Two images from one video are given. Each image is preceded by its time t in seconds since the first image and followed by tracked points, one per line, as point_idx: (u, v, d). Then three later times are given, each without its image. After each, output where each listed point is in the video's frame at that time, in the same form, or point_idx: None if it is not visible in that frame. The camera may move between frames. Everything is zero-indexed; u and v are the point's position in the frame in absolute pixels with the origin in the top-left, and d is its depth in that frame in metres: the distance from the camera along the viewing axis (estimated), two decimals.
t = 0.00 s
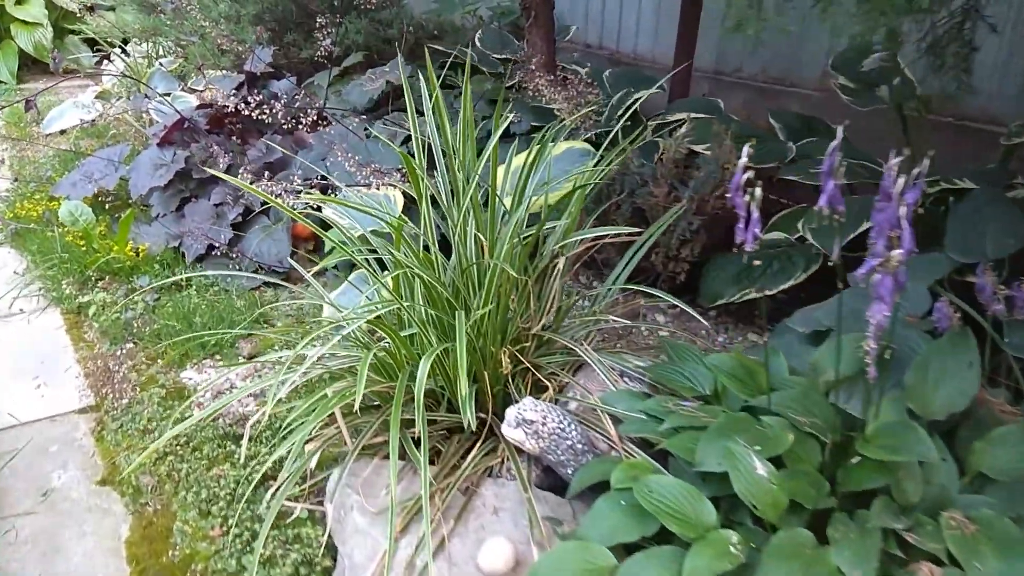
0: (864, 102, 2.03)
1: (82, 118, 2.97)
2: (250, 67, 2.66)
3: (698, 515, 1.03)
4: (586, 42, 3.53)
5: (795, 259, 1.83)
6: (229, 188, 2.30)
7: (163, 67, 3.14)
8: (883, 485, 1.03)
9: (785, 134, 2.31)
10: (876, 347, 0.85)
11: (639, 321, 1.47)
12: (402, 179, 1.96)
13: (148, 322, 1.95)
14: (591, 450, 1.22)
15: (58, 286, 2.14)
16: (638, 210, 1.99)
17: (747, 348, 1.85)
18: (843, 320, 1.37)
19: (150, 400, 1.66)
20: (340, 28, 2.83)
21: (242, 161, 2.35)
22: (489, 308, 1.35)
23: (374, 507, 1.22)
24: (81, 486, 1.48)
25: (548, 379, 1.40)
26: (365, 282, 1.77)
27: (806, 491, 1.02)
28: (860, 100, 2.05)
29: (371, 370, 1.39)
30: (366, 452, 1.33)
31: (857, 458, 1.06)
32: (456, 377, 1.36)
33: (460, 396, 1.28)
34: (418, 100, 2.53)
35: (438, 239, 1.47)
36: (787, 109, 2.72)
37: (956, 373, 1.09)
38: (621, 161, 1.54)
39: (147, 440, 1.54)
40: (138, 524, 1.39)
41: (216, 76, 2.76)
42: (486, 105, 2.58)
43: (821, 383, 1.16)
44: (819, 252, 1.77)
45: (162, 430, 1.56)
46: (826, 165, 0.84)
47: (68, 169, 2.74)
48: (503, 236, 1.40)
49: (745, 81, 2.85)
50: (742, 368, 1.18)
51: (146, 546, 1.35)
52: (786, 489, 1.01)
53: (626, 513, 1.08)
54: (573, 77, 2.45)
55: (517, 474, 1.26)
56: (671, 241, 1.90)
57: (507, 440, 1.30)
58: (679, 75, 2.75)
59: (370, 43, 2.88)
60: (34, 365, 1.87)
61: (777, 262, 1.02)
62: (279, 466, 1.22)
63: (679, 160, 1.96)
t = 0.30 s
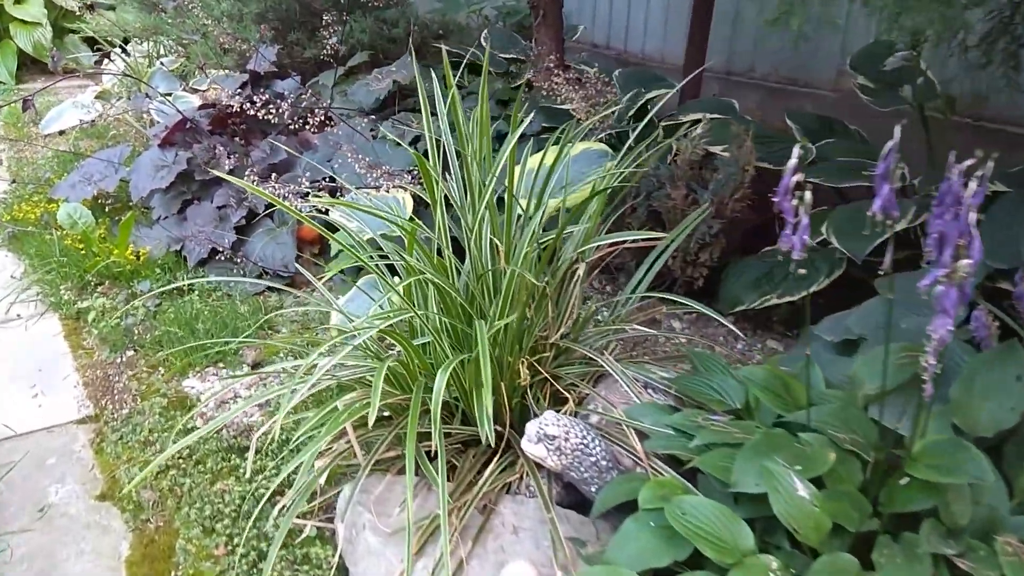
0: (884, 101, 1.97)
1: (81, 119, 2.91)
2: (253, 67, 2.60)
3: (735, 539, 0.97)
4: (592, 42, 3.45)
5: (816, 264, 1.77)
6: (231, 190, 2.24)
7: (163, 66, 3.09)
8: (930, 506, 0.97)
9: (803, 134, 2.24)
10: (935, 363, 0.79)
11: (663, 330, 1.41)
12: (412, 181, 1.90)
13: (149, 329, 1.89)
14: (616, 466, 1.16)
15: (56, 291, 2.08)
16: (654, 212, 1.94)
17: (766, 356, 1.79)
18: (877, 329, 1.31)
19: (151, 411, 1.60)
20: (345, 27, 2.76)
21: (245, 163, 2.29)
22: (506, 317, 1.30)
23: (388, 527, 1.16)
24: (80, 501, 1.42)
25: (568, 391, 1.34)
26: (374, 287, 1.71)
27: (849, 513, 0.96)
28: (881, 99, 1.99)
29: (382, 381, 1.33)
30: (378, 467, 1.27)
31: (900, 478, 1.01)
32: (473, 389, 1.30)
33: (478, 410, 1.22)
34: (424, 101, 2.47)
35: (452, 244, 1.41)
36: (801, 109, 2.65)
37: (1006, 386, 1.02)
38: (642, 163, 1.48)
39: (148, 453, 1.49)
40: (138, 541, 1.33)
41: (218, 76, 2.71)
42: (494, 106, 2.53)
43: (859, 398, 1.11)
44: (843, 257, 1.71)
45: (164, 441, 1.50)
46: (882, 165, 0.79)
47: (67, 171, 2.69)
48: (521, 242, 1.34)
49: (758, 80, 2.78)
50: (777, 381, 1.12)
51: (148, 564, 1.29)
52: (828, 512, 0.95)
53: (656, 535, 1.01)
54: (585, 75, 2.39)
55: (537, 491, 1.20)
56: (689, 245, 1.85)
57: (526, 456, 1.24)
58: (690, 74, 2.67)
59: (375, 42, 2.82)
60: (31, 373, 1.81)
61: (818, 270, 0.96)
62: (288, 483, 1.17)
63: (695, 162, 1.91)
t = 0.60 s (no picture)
0: (902, 108, 1.93)
1: (84, 125, 2.88)
2: (259, 73, 2.57)
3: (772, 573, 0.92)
4: (599, 47, 3.33)
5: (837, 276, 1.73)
6: (238, 199, 2.20)
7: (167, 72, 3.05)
8: (975, 538, 0.93)
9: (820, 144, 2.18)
10: (990, 396, 0.75)
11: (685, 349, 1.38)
12: (422, 192, 1.86)
13: (154, 343, 1.85)
14: (641, 492, 1.12)
15: (59, 303, 2.04)
16: (670, 222, 1.91)
17: (785, 369, 1.75)
18: (907, 347, 1.28)
19: (157, 428, 1.57)
20: (351, 32, 2.72)
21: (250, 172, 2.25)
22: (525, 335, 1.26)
23: (404, 554, 1.12)
24: (85, 523, 1.39)
25: (587, 411, 1.30)
26: (385, 301, 1.67)
27: (889, 545, 0.92)
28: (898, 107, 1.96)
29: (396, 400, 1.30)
30: (393, 490, 1.24)
31: (940, 508, 0.97)
32: (490, 410, 1.26)
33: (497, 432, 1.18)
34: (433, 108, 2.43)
35: (468, 260, 1.37)
36: (811, 115, 2.54)
37: None
38: (662, 176, 1.44)
39: (156, 473, 1.45)
40: (146, 567, 1.29)
41: (224, 83, 2.67)
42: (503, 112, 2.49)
43: (895, 421, 1.07)
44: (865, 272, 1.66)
45: (172, 461, 1.47)
46: (932, 189, 0.77)
47: (70, 179, 2.65)
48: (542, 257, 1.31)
49: (768, 84, 2.67)
50: (810, 405, 1.08)
51: None
52: (868, 544, 0.91)
53: (687, 566, 0.97)
54: (594, 81, 2.35)
55: (558, 515, 1.16)
56: (706, 256, 1.81)
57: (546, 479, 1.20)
58: (698, 78, 2.58)
59: (380, 48, 2.77)
60: (33, 388, 1.77)
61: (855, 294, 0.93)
62: (301, 508, 1.13)
63: (709, 170, 1.89)
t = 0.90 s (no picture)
0: (916, 112, 1.91)
1: (83, 129, 2.85)
2: (262, 77, 2.53)
3: None
4: (604, 48, 3.27)
5: (851, 284, 1.70)
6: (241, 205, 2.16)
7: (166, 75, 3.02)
8: (1008, 565, 0.90)
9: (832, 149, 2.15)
10: None
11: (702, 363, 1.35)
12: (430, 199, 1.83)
13: (155, 353, 1.81)
14: (659, 512, 1.09)
15: (59, 312, 2.01)
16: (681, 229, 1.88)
17: (799, 379, 1.72)
18: (929, 361, 1.25)
19: (160, 442, 1.53)
20: (354, 34, 2.69)
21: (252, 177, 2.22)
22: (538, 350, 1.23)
23: None
24: (86, 541, 1.35)
25: (602, 427, 1.27)
26: (392, 312, 1.64)
27: (920, 570, 0.88)
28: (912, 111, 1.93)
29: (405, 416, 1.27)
30: (403, 508, 1.20)
31: (972, 531, 0.94)
32: (503, 427, 1.23)
33: (510, 450, 1.15)
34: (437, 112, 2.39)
35: (479, 271, 1.34)
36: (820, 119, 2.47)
37: None
38: (678, 186, 1.41)
39: (158, 489, 1.42)
40: None
41: (225, 86, 2.63)
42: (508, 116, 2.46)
43: (923, 440, 1.04)
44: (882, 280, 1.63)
45: (175, 476, 1.43)
46: (973, 207, 0.74)
47: (70, 184, 2.62)
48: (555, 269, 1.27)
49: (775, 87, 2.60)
50: (836, 424, 1.05)
51: None
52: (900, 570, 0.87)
53: None
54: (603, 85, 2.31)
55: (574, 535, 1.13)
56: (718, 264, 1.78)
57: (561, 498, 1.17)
58: (707, 81, 2.51)
59: (383, 50, 2.73)
60: (33, 400, 1.73)
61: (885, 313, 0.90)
62: (310, 529, 1.09)
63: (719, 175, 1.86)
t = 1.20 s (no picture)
0: (924, 117, 1.90)
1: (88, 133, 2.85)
2: (268, 80, 2.53)
3: None
4: (606, 51, 3.25)
5: (860, 289, 1.68)
6: (246, 209, 2.15)
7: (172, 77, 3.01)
8: None
9: (837, 151, 2.13)
10: None
11: (714, 372, 1.33)
12: (438, 204, 1.82)
13: (162, 358, 1.81)
14: (672, 522, 1.08)
15: (64, 316, 2.00)
16: (690, 234, 1.87)
17: (807, 385, 1.71)
18: (941, 368, 1.24)
19: (166, 448, 1.53)
20: (359, 38, 2.68)
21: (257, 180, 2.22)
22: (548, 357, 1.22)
23: None
24: (93, 549, 1.34)
25: (612, 434, 1.25)
26: (399, 317, 1.63)
27: None
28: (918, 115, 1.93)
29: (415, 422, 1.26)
30: (413, 516, 1.20)
31: (989, 546, 0.93)
32: (513, 435, 1.21)
33: (521, 458, 1.14)
34: (443, 115, 2.38)
35: (489, 278, 1.33)
36: (823, 122, 2.45)
37: None
38: (688, 191, 1.39)
39: (166, 495, 1.41)
40: None
41: (230, 90, 2.63)
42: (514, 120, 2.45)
43: (940, 452, 1.03)
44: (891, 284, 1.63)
45: (183, 483, 1.43)
46: (998, 217, 0.74)
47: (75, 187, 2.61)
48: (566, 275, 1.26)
49: (778, 90, 2.57)
50: (852, 434, 1.04)
51: None
52: None
53: None
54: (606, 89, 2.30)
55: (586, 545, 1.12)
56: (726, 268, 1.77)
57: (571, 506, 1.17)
58: (711, 85, 2.50)
59: (388, 53, 2.72)
60: (39, 405, 1.73)
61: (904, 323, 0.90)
62: (320, 538, 1.09)
63: (724, 179, 1.86)
